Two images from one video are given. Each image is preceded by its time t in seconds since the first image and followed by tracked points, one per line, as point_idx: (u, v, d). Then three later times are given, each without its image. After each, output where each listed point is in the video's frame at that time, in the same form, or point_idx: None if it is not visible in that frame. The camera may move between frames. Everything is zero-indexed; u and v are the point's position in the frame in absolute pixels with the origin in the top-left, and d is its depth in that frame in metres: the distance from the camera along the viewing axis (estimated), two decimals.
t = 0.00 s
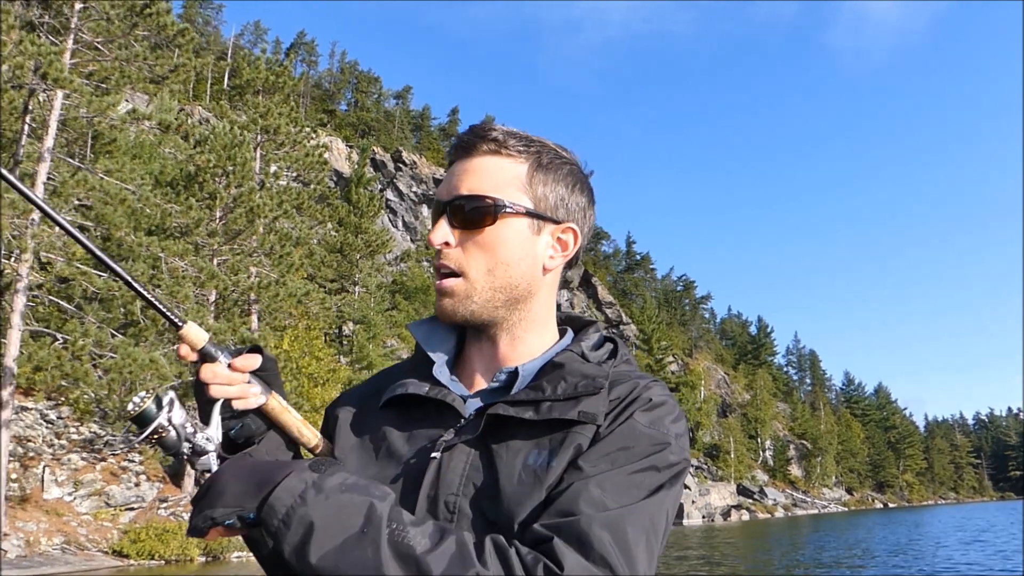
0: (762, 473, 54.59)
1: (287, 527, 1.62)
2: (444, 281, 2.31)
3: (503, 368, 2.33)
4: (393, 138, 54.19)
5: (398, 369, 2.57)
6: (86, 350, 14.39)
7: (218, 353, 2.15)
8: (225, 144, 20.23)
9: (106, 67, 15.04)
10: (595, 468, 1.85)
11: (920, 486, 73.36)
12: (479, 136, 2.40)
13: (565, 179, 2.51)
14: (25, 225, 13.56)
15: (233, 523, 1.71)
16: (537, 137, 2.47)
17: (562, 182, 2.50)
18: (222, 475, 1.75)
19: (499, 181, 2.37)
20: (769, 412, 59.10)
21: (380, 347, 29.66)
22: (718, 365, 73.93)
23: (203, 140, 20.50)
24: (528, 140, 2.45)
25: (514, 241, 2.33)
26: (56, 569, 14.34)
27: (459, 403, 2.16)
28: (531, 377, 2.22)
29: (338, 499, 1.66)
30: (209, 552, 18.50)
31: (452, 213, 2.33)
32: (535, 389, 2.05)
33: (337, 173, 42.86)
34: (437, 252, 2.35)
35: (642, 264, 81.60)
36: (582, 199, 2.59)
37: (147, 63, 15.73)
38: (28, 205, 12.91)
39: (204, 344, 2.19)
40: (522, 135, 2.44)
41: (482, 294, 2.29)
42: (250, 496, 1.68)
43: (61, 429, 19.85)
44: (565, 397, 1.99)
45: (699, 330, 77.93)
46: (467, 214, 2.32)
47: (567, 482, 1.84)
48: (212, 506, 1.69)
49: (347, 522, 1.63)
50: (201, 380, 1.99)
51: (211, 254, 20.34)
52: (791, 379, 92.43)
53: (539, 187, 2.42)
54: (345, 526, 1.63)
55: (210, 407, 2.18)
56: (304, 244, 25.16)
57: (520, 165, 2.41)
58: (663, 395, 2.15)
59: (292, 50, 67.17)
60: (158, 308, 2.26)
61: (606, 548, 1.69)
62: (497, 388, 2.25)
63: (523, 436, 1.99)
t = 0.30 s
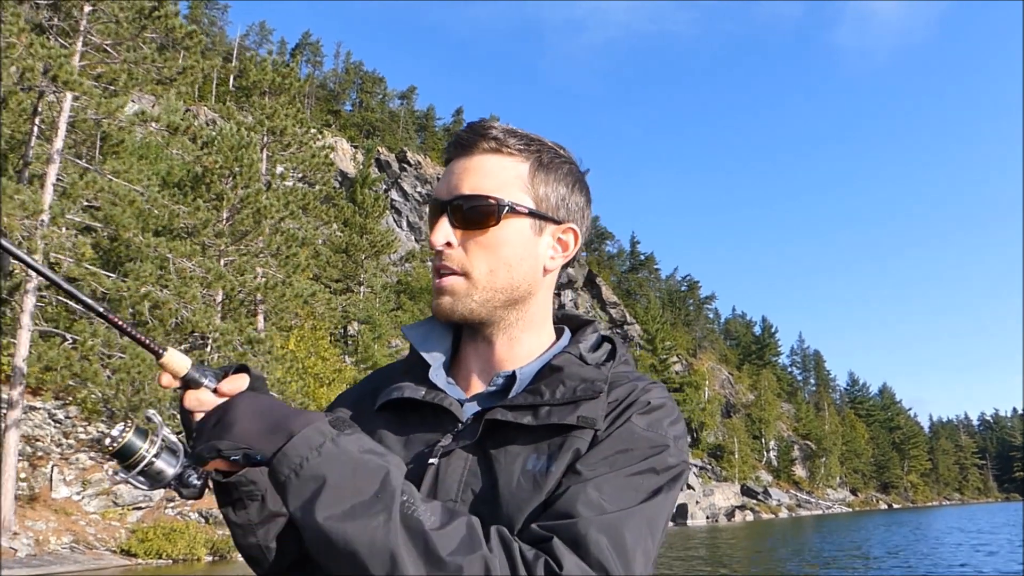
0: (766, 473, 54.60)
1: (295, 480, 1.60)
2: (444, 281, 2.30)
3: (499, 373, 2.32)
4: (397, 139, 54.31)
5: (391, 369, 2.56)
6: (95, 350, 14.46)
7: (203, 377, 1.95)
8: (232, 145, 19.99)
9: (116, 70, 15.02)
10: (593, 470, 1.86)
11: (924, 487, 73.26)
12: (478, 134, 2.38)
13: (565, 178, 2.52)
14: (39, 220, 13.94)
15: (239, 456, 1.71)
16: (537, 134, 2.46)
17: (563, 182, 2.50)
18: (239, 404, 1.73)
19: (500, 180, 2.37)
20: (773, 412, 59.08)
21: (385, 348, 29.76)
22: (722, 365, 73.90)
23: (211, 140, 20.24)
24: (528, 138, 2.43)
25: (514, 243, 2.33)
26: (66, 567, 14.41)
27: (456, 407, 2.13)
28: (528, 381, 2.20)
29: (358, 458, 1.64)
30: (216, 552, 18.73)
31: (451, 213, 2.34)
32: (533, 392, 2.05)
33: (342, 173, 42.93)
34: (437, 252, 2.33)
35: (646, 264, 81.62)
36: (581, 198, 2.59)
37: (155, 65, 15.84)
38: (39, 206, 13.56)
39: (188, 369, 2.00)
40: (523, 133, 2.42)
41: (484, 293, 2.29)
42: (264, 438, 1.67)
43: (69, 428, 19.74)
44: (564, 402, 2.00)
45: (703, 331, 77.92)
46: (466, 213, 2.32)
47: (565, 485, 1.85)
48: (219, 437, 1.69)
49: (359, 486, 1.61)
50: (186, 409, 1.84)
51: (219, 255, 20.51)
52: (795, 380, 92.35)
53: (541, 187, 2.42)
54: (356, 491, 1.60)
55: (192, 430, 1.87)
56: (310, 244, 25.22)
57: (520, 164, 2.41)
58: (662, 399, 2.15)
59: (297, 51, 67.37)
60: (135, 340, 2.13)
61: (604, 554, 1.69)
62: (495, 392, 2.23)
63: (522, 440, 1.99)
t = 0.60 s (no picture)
0: (771, 472, 54.59)
1: None
2: (481, 282, 2.25)
3: (504, 377, 2.31)
4: (401, 140, 54.38)
5: (390, 373, 2.53)
6: (105, 353, 14.41)
7: (194, 387, 2.06)
8: (239, 148, 20.04)
9: (124, 74, 15.15)
10: (599, 480, 1.87)
11: (930, 486, 73.04)
12: (517, 132, 2.35)
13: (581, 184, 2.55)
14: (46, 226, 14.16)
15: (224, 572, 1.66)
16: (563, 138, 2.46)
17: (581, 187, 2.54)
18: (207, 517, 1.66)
19: (538, 182, 2.36)
20: (778, 412, 59.00)
21: (391, 349, 29.84)
22: (727, 364, 73.78)
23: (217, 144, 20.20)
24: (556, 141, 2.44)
25: (548, 245, 2.33)
26: (78, 568, 14.48)
27: (459, 412, 2.15)
28: (532, 385, 2.21)
29: (340, 541, 1.63)
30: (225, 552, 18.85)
31: (492, 211, 2.30)
32: (539, 396, 2.05)
33: (347, 174, 43.01)
34: (475, 251, 2.27)
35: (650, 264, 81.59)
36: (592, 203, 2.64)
37: (163, 70, 15.93)
38: (50, 210, 13.57)
39: (180, 378, 2.09)
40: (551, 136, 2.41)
41: (521, 297, 2.27)
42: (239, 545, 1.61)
43: (79, 430, 20.33)
44: (570, 407, 2.01)
45: (707, 330, 77.82)
46: (505, 212, 2.30)
47: (573, 495, 1.86)
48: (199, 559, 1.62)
49: (346, 568, 1.61)
50: (182, 416, 1.98)
51: (227, 258, 20.48)
52: (800, 379, 92.15)
53: (567, 191, 2.45)
54: None
55: (193, 440, 2.05)
56: (315, 246, 25.29)
57: (551, 167, 2.41)
58: (666, 399, 2.17)
59: (300, 52, 67.46)
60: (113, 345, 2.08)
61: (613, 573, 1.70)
62: (499, 396, 2.26)
63: (529, 446, 1.99)
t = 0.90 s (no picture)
0: (776, 471, 54.51)
1: (323, 511, 1.67)
2: (467, 286, 2.27)
3: (508, 380, 2.32)
4: (404, 141, 54.44)
5: (394, 374, 2.56)
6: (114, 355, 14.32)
7: (191, 394, 2.08)
8: (244, 152, 20.20)
9: (130, 78, 15.28)
10: (606, 480, 1.88)
11: (936, 484, 72.80)
12: (498, 134, 2.35)
13: (577, 180, 2.53)
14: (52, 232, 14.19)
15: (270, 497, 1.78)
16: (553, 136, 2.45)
17: (576, 183, 2.52)
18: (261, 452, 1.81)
19: (522, 183, 2.36)
20: (783, 411, 58.91)
21: (396, 350, 29.85)
22: (731, 364, 73.63)
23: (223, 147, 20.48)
24: (544, 138, 2.42)
25: (536, 246, 2.33)
26: (88, 570, 14.52)
27: (464, 413, 2.15)
28: (536, 388, 2.21)
29: (382, 484, 1.69)
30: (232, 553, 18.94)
31: (475, 216, 2.32)
32: (544, 399, 2.05)
33: (351, 176, 43.05)
34: (459, 256, 2.30)
35: (654, 264, 81.49)
36: (591, 201, 2.62)
37: (170, 74, 15.92)
38: (58, 214, 13.56)
39: (174, 388, 2.13)
40: (537, 134, 2.40)
41: (507, 299, 2.28)
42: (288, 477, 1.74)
43: (87, 432, 20.71)
44: (575, 409, 2.01)
45: (711, 330, 77.70)
46: (490, 215, 2.31)
47: (580, 497, 1.88)
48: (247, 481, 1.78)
49: (384, 511, 1.67)
50: (178, 424, 1.98)
51: (232, 261, 20.50)
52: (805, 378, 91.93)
53: (558, 189, 2.44)
54: (382, 517, 1.67)
55: (192, 447, 2.04)
56: (320, 248, 25.31)
57: (538, 166, 2.41)
58: (674, 403, 2.16)
59: (303, 54, 67.52)
60: (115, 355, 2.14)
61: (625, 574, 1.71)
62: (504, 399, 2.27)
63: (533, 448, 2.00)
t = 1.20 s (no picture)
0: (781, 470, 54.48)
1: None
2: (484, 284, 2.28)
3: (515, 381, 2.33)
4: (408, 142, 54.59)
5: (402, 375, 2.57)
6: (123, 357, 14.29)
7: (197, 412, 2.05)
8: (251, 154, 20.16)
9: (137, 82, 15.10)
10: (608, 482, 1.89)
11: (940, 483, 72.69)
12: (520, 134, 2.36)
13: (593, 185, 2.55)
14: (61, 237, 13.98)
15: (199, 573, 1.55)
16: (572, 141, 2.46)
17: (592, 187, 2.53)
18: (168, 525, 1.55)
19: (541, 186, 2.37)
20: (787, 410, 58.89)
21: (401, 350, 29.91)
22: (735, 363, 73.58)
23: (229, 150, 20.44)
24: (562, 142, 2.43)
25: (553, 248, 2.35)
26: (98, 570, 14.57)
27: (471, 414, 2.17)
28: (544, 390, 2.23)
29: (321, 541, 1.56)
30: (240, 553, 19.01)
31: (495, 215, 2.32)
32: (551, 401, 2.07)
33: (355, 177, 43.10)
34: (479, 255, 2.30)
35: (657, 263, 81.50)
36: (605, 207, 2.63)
37: (176, 78, 16.06)
38: (67, 218, 13.60)
39: (180, 405, 2.06)
40: (556, 138, 2.42)
41: (522, 299, 2.28)
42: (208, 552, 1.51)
43: (95, 434, 20.70)
44: (582, 412, 2.02)
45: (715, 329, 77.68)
46: (509, 215, 2.32)
47: (582, 496, 1.89)
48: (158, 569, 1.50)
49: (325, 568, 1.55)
50: (187, 442, 1.97)
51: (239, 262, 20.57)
52: (808, 377, 91.84)
53: (575, 192, 2.45)
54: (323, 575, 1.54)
55: (199, 464, 2.05)
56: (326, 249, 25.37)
57: (557, 169, 2.42)
58: (679, 407, 2.18)
59: (307, 55, 67.72)
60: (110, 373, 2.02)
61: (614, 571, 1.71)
62: (511, 399, 2.27)
63: (540, 449, 2.02)
